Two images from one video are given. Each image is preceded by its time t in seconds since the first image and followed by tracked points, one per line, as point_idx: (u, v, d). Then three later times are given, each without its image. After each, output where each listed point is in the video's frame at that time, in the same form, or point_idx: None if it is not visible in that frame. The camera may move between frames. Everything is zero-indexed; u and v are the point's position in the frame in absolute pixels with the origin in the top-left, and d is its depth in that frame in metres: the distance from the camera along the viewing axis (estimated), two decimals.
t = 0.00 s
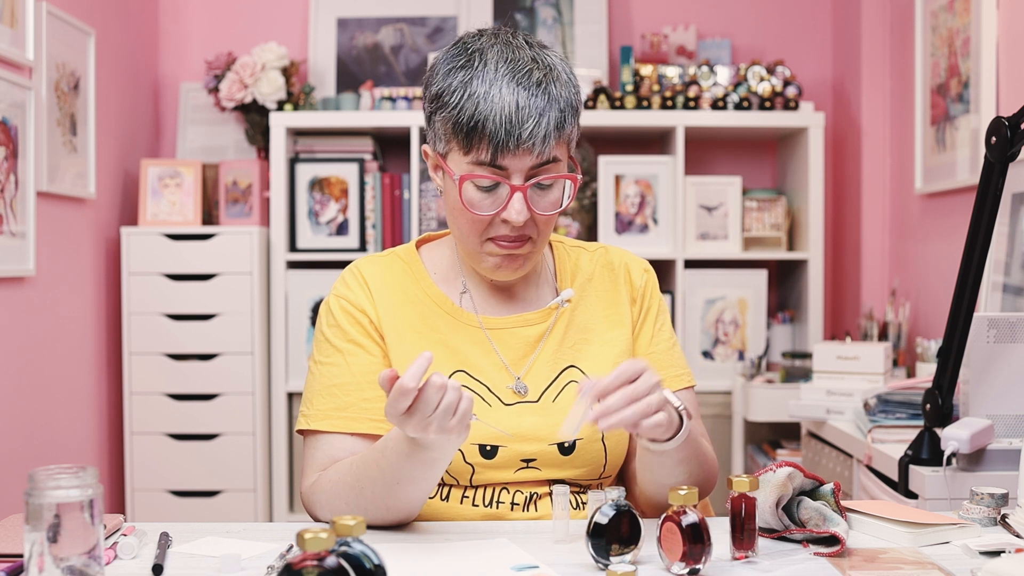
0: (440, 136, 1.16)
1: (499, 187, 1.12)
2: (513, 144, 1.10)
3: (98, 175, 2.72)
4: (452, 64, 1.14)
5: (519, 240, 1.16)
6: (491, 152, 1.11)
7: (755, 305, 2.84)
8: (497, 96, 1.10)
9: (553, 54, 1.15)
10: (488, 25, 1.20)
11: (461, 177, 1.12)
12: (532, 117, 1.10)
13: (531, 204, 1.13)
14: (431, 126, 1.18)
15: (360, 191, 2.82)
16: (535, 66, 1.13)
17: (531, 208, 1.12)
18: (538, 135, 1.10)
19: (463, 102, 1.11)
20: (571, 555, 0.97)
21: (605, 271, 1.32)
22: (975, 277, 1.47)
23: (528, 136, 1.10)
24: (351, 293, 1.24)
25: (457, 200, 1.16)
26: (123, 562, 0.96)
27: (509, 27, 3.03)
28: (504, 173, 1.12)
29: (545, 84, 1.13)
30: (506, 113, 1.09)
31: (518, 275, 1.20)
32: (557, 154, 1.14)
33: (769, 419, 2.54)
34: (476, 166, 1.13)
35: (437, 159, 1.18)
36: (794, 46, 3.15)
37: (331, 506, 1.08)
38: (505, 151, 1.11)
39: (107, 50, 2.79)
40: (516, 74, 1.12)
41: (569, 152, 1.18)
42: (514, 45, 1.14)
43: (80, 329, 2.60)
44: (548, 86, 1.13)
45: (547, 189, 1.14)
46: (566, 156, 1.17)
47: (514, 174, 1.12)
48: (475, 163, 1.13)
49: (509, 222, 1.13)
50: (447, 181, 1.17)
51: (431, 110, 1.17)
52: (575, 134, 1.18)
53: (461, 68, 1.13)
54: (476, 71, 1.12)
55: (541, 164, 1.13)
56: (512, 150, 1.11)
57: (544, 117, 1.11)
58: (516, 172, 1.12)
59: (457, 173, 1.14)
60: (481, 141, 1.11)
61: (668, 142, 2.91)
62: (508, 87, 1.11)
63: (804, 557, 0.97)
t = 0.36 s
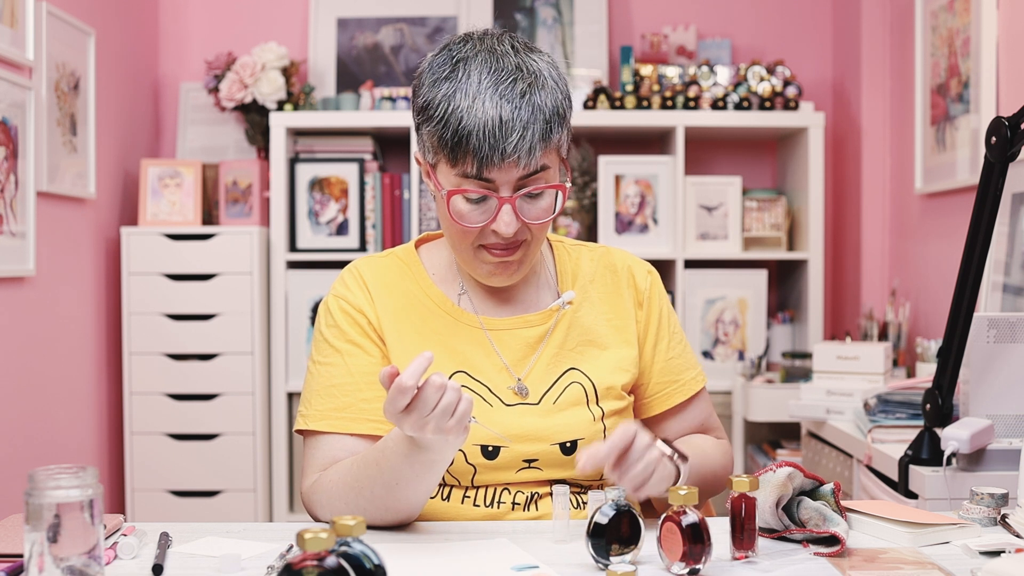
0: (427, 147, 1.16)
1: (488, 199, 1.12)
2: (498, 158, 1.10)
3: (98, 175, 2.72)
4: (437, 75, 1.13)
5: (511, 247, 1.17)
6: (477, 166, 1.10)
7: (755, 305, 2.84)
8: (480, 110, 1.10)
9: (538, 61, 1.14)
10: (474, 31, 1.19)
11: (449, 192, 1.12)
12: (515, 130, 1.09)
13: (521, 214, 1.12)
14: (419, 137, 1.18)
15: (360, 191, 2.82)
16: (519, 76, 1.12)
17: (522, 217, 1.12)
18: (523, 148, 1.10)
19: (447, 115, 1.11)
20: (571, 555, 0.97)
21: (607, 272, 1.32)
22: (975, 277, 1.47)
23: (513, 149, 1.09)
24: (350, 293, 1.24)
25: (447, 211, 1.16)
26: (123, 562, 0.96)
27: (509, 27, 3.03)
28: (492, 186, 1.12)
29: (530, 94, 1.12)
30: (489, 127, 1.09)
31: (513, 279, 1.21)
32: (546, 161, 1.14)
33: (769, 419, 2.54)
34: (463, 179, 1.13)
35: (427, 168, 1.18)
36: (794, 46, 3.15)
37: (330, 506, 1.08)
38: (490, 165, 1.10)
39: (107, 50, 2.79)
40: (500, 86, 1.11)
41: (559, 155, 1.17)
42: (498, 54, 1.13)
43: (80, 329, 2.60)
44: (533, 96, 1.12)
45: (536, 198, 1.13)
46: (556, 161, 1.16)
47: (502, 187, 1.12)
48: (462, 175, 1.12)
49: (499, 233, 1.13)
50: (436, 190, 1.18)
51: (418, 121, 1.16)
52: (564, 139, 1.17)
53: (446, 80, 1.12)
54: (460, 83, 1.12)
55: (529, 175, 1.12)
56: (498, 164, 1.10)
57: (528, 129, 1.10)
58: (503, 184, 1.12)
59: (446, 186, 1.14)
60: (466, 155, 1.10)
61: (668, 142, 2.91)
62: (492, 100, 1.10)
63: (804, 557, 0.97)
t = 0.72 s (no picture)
0: (431, 144, 1.16)
1: (489, 198, 1.12)
2: (500, 157, 1.10)
3: (98, 175, 2.72)
4: (443, 72, 1.13)
5: (512, 246, 1.17)
6: (478, 164, 1.10)
7: (755, 305, 2.84)
8: (484, 108, 1.10)
9: (544, 62, 1.14)
10: (482, 29, 1.19)
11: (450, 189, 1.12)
12: (518, 130, 1.09)
13: (522, 214, 1.12)
14: (423, 133, 1.18)
15: (360, 191, 2.82)
16: (524, 76, 1.12)
17: (522, 217, 1.12)
18: (525, 148, 1.10)
19: (451, 113, 1.11)
20: (571, 555, 0.97)
21: (607, 271, 1.32)
22: (975, 277, 1.47)
23: (515, 149, 1.09)
24: (351, 293, 1.24)
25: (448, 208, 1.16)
26: (123, 562, 0.96)
27: (509, 27, 3.03)
28: (494, 185, 1.12)
29: (535, 95, 1.12)
30: (492, 126, 1.09)
31: (513, 279, 1.21)
32: (549, 162, 1.14)
33: (769, 419, 2.54)
34: (465, 177, 1.13)
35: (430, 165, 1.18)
36: (794, 46, 3.15)
37: (330, 505, 1.09)
38: (492, 164, 1.10)
39: (107, 50, 2.79)
40: (505, 85, 1.11)
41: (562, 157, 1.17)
42: (505, 54, 1.13)
43: (80, 330, 2.60)
44: (538, 96, 1.12)
45: (538, 199, 1.13)
46: (559, 163, 1.16)
47: (503, 186, 1.12)
48: (464, 173, 1.12)
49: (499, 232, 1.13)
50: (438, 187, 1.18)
51: (423, 118, 1.16)
52: (568, 142, 1.17)
53: (452, 78, 1.12)
54: (466, 81, 1.12)
55: (531, 175, 1.12)
56: (500, 163, 1.10)
57: (531, 129, 1.10)
58: (505, 184, 1.12)
59: (448, 184, 1.14)
60: (468, 153, 1.11)
61: (668, 142, 2.91)
62: (496, 99, 1.10)
63: (804, 557, 0.97)
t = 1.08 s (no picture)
0: (426, 148, 1.16)
1: (484, 202, 1.12)
2: (496, 161, 1.10)
3: (98, 175, 2.72)
4: (438, 76, 1.13)
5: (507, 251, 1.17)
6: (474, 168, 1.10)
7: (755, 305, 2.84)
8: (480, 113, 1.10)
9: (540, 66, 1.14)
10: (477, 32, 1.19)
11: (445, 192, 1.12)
12: (514, 134, 1.09)
13: (517, 218, 1.12)
14: (418, 137, 1.18)
15: (360, 191, 2.82)
16: (519, 80, 1.12)
17: (518, 221, 1.12)
18: (521, 152, 1.10)
19: (447, 117, 1.11)
20: (570, 555, 0.96)
21: (601, 267, 1.32)
22: (975, 276, 1.47)
23: (510, 154, 1.09)
24: (347, 294, 1.23)
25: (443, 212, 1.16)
26: (123, 562, 0.96)
27: (509, 27, 3.03)
28: (489, 189, 1.12)
29: (530, 99, 1.12)
30: (488, 131, 1.09)
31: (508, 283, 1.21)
32: (544, 167, 1.14)
33: (769, 419, 2.54)
34: (460, 181, 1.12)
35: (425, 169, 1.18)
36: (794, 46, 3.15)
37: (330, 506, 1.09)
38: (487, 168, 1.10)
39: (107, 50, 2.79)
40: (501, 89, 1.11)
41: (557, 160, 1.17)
42: (500, 57, 1.13)
43: (80, 330, 2.60)
44: (533, 100, 1.12)
45: (533, 203, 1.13)
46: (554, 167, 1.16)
47: (499, 190, 1.12)
48: (459, 177, 1.12)
49: (495, 236, 1.13)
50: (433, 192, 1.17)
51: (418, 121, 1.16)
52: (563, 145, 1.17)
53: (447, 81, 1.12)
54: (461, 85, 1.12)
55: (527, 179, 1.12)
56: (496, 168, 1.10)
57: (527, 133, 1.10)
58: (500, 188, 1.12)
59: (443, 188, 1.14)
60: (464, 158, 1.10)
61: (668, 142, 2.91)
62: (491, 103, 1.10)
63: (804, 557, 0.97)
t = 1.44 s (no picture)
0: (424, 145, 1.16)
1: (483, 197, 1.12)
2: (493, 156, 1.09)
3: (98, 175, 2.72)
4: (436, 72, 1.13)
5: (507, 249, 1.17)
6: (472, 163, 1.10)
7: (754, 305, 2.84)
8: (477, 107, 1.10)
9: (538, 61, 1.14)
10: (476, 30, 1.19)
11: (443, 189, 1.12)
12: (511, 128, 1.09)
13: (515, 213, 1.13)
14: (417, 135, 1.18)
15: (360, 191, 2.82)
16: (517, 75, 1.12)
17: (516, 217, 1.13)
18: (518, 146, 1.10)
19: (444, 113, 1.11)
20: (571, 555, 0.97)
21: (603, 268, 1.32)
22: (975, 276, 1.47)
23: (508, 148, 1.09)
24: (348, 294, 1.23)
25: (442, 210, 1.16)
26: (123, 562, 0.96)
27: (509, 27, 3.03)
28: (488, 183, 1.12)
29: (527, 93, 1.12)
30: (485, 125, 1.09)
31: (509, 281, 1.21)
32: (543, 162, 1.13)
33: (769, 419, 2.54)
34: (459, 177, 1.12)
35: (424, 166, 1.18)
36: (794, 46, 3.15)
37: (330, 506, 1.09)
38: (485, 163, 1.10)
39: (107, 49, 2.79)
40: (498, 85, 1.11)
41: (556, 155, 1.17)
42: (498, 53, 1.13)
43: (80, 330, 2.60)
44: (530, 95, 1.12)
45: (532, 199, 1.13)
46: (553, 162, 1.16)
47: (497, 185, 1.12)
48: (458, 173, 1.12)
49: (494, 233, 1.13)
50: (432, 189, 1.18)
51: (417, 118, 1.16)
52: (562, 141, 1.17)
53: (445, 78, 1.12)
54: (458, 81, 1.12)
55: (525, 174, 1.12)
56: (493, 162, 1.10)
57: (524, 127, 1.10)
58: (499, 183, 1.12)
59: (442, 184, 1.14)
60: (461, 152, 1.10)
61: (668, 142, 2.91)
62: (489, 98, 1.10)
63: (804, 557, 0.97)
